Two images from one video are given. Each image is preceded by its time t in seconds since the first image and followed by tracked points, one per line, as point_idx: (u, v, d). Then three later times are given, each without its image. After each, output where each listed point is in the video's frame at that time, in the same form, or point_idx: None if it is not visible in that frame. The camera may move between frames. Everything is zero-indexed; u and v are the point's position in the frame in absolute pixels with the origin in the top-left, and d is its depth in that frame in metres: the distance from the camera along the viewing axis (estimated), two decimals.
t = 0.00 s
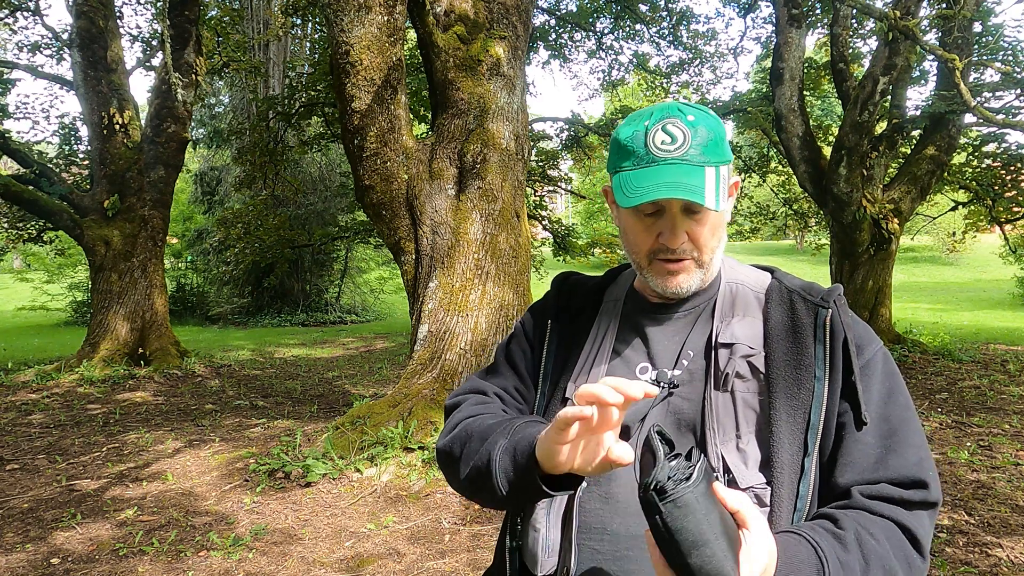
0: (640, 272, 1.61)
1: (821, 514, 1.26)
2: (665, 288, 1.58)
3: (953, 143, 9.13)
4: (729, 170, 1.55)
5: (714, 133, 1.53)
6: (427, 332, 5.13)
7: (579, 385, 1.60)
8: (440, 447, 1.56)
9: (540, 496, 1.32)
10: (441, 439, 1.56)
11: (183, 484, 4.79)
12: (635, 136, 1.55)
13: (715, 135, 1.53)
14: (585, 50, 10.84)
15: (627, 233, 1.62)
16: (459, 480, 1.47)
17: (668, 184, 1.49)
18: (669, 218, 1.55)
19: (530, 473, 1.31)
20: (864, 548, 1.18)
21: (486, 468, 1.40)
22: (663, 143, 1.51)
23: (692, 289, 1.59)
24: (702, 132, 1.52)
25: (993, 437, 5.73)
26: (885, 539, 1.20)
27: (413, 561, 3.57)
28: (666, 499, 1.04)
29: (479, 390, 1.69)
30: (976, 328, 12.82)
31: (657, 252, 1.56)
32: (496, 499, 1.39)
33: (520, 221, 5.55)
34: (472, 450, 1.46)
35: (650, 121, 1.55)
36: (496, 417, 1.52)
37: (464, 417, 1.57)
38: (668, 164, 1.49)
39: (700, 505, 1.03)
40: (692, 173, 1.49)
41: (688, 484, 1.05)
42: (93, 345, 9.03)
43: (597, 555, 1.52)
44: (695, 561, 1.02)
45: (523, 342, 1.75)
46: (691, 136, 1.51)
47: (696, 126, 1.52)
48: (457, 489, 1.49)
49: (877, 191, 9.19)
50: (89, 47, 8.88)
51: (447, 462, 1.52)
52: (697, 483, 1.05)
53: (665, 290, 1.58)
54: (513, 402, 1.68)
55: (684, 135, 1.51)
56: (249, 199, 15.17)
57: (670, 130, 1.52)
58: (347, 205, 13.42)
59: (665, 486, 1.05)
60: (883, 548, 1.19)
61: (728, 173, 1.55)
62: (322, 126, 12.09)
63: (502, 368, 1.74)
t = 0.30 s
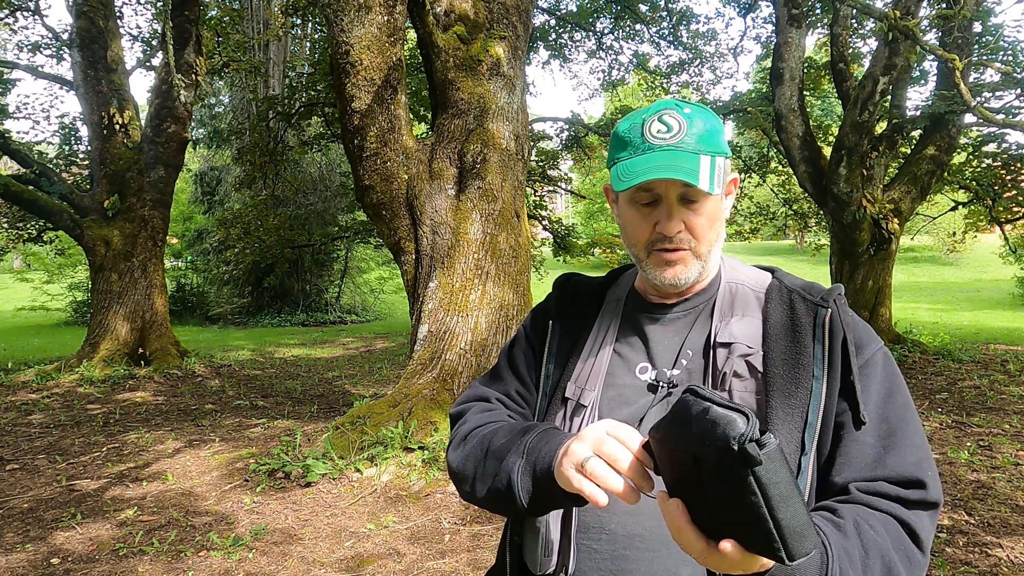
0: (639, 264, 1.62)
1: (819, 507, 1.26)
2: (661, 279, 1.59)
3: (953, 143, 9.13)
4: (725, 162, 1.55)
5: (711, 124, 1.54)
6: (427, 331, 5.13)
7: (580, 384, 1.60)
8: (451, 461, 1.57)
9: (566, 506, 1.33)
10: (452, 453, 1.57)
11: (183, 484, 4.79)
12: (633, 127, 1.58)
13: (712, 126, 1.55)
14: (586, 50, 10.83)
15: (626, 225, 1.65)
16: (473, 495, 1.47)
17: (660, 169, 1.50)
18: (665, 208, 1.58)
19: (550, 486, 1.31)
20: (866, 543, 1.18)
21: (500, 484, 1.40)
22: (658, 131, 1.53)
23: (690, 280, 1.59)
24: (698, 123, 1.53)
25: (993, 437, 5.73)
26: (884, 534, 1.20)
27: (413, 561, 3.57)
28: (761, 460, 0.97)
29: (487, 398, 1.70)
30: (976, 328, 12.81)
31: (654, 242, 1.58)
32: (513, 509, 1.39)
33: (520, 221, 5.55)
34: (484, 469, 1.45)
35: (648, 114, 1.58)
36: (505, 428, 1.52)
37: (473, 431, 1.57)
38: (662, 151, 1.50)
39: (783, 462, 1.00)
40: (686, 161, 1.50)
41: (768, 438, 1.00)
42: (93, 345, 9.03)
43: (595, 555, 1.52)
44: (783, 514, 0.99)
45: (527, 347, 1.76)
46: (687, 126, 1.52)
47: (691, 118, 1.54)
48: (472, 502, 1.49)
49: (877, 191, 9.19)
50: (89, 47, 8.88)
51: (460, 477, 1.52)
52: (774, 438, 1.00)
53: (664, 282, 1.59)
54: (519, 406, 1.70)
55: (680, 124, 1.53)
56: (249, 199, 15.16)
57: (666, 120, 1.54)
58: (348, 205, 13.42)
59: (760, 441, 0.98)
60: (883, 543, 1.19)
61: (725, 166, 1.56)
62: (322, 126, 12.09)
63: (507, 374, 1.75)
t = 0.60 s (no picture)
0: (639, 264, 1.62)
1: (817, 507, 1.26)
2: (662, 279, 1.59)
3: (953, 143, 9.13)
4: (723, 160, 1.55)
5: (708, 123, 1.54)
6: (427, 332, 5.13)
7: (583, 384, 1.60)
8: (453, 462, 1.57)
9: (567, 510, 1.33)
10: (453, 454, 1.57)
11: (183, 484, 4.79)
12: (630, 128, 1.58)
13: (709, 124, 1.54)
14: (586, 50, 10.82)
15: (626, 225, 1.66)
16: (473, 496, 1.47)
17: (657, 170, 1.50)
18: (664, 208, 1.58)
19: (550, 488, 1.32)
20: (862, 542, 1.18)
21: (500, 484, 1.40)
22: (655, 131, 1.52)
23: (691, 280, 1.60)
24: (694, 122, 1.53)
25: (994, 437, 5.72)
26: (883, 535, 1.20)
27: (413, 561, 3.57)
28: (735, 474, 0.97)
29: (489, 398, 1.70)
30: (976, 328, 12.81)
31: (653, 242, 1.59)
32: (513, 509, 1.39)
33: (520, 221, 5.55)
34: (485, 469, 1.45)
35: (644, 115, 1.58)
36: (506, 429, 1.52)
37: (475, 431, 1.57)
38: (659, 151, 1.50)
39: (763, 467, 1.01)
40: (683, 161, 1.50)
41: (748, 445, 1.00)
42: (93, 345, 9.03)
43: (595, 555, 1.53)
44: (766, 522, 1.00)
45: (530, 348, 1.76)
46: (684, 125, 1.52)
47: (688, 117, 1.54)
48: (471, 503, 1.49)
49: (877, 191, 9.19)
50: (89, 47, 8.88)
51: (460, 478, 1.52)
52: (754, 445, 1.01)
53: (665, 282, 1.59)
54: (522, 406, 1.69)
55: (676, 124, 1.52)
56: (249, 199, 15.17)
57: (662, 120, 1.53)
58: (348, 205, 13.43)
59: (738, 451, 0.98)
60: (881, 545, 1.19)
61: (723, 164, 1.55)
62: (321, 126, 12.09)
63: (509, 374, 1.75)
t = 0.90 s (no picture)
0: (641, 264, 1.62)
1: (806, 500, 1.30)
2: (663, 277, 1.58)
3: (953, 143, 9.13)
4: (721, 157, 1.56)
5: (705, 122, 1.55)
6: (428, 332, 5.13)
7: (584, 383, 1.60)
8: (457, 457, 1.58)
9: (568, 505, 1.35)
10: (458, 448, 1.59)
11: (183, 483, 4.79)
12: (628, 128, 1.59)
13: (707, 124, 1.55)
14: (586, 50, 10.82)
15: (627, 226, 1.65)
16: (477, 489, 1.49)
17: (656, 167, 1.50)
18: (663, 206, 1.58)
19: (554, 481, 1.33)
20: (850, 532, 1.22)
21: (505, 475, 1.42)
22: (653, 130, 1.53)
23: (692, 278, 1.59)
24: (693, 120, 1.54)
25: (993, 437, 5.73)
26: (871, 528, 1.24)
27: (413, 561, 3.57)
28: (789, 405, 1.04)
29: (493, 395, 1.71)
30: (976, 328, 12.81)
31: (654, 241, 1.58)
32: (518, 500, 1.40)
33: (520, 221, 5.55)
34: (491, 461, 1.47)
35: (642, 115, 1.59)
36: (511, 422, 1.53)
37: (479, 428, 1.58)
38: (658, 149, 1.51)
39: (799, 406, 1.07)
40: (682, 158, 1.50)
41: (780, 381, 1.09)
42: (93, 345, 9.03)
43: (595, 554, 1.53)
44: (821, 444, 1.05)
45: (534, 345, 1.77)
46: (681, 123, 1.52)
47: (686, 116, 1.55)
48: (477, 496, 1.50)
49: (877, 191, 9.20)
50: (89, 47, 8.88)
51: (465, 471, 1.54)
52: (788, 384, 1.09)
53: (666, 281, 1.59)
54: (525, 402, 1.70)
55: (675, 122, 1.53)
56: (249, 199, 15.17)
57: (660, 119, 1.54)
58: (348, 205, 13.44)
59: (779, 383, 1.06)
60: (870, 537, 1.23)
61: (721, 161, 1.56)
62: (321, 126, 12.08)
63: (513, 371, 1.76)
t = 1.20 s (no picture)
0: (639, 264, 1.62)
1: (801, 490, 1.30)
2: (659, 276, 1.58)
3: (953, 143, 9.14)
4: (716, 154, 1.55)
5: (699, 120, 1.55)
6: (428, 332, 5.13)
7: (585, 385, 1.60)
8: (460, 467, 1.59)
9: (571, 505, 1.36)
10: (461, 459, 1.59)
11: (183, 484, 4.79)
12: (622, 128, 1.59)
13: (700, 121, 1.55)
14: (586, 50, 10.81)
15: (624, 225, 1.65)
16: (483, 501, 1.50)
17: (648, 165, 1.51)
18: (657, 204, 1.58)
19: (559, 491, 1.35)
20: (842, 519, 1.23)
21: (511, 488, 1.43)
22: (647, 130, 1.53)
23: (690, 277, 1.59)
24: (686, 119, 1.53)
25: (994, 437, 5.73)
26: (865, 517, 1.24)
27: (413, 561, 3.57)
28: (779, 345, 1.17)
29: (496, 401, 1.71)
30: (976, 328, 12.81)
31: (650, 240, 1.58)
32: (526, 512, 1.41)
33: (520, 221, 5.55)
34: (493, 477, 1.48)
35: (636, 115, 1.60)
36: (513, 431, 1.54)
37: (480, 438, 1.59)
38: (651, 148, 1.51)
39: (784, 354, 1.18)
40: (674, 156, 1.50)
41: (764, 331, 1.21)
42: (93, 345, 9.03)
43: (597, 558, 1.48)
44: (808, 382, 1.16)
45: (535, 349, 1.77)
46: (674, 122, 1.52)
47: (680, 115, 1.54)
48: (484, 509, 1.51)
49: (877, 191, 9.21)
50: (89, 47, 8.88)
51: (469, 482, 1.54)
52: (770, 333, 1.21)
53: (664, 280, 1.58)
54: (527, 407, 1.71)
55: (668, 121, 1.53)
56: (249, 199, 15.17)
57: (653, 118, 1.55)
58: (348, 205, 13.45)
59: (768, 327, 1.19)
60: (864, 525, 1.24)
61: (716, 158, 1.56)
62: (321, 126, 12.08)
63: (515, 375, 1.76)
